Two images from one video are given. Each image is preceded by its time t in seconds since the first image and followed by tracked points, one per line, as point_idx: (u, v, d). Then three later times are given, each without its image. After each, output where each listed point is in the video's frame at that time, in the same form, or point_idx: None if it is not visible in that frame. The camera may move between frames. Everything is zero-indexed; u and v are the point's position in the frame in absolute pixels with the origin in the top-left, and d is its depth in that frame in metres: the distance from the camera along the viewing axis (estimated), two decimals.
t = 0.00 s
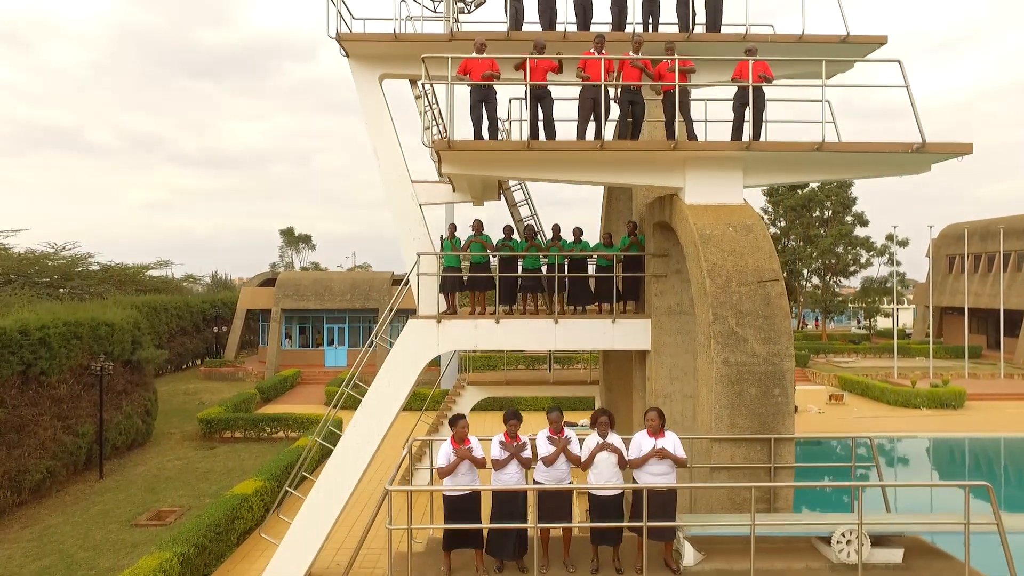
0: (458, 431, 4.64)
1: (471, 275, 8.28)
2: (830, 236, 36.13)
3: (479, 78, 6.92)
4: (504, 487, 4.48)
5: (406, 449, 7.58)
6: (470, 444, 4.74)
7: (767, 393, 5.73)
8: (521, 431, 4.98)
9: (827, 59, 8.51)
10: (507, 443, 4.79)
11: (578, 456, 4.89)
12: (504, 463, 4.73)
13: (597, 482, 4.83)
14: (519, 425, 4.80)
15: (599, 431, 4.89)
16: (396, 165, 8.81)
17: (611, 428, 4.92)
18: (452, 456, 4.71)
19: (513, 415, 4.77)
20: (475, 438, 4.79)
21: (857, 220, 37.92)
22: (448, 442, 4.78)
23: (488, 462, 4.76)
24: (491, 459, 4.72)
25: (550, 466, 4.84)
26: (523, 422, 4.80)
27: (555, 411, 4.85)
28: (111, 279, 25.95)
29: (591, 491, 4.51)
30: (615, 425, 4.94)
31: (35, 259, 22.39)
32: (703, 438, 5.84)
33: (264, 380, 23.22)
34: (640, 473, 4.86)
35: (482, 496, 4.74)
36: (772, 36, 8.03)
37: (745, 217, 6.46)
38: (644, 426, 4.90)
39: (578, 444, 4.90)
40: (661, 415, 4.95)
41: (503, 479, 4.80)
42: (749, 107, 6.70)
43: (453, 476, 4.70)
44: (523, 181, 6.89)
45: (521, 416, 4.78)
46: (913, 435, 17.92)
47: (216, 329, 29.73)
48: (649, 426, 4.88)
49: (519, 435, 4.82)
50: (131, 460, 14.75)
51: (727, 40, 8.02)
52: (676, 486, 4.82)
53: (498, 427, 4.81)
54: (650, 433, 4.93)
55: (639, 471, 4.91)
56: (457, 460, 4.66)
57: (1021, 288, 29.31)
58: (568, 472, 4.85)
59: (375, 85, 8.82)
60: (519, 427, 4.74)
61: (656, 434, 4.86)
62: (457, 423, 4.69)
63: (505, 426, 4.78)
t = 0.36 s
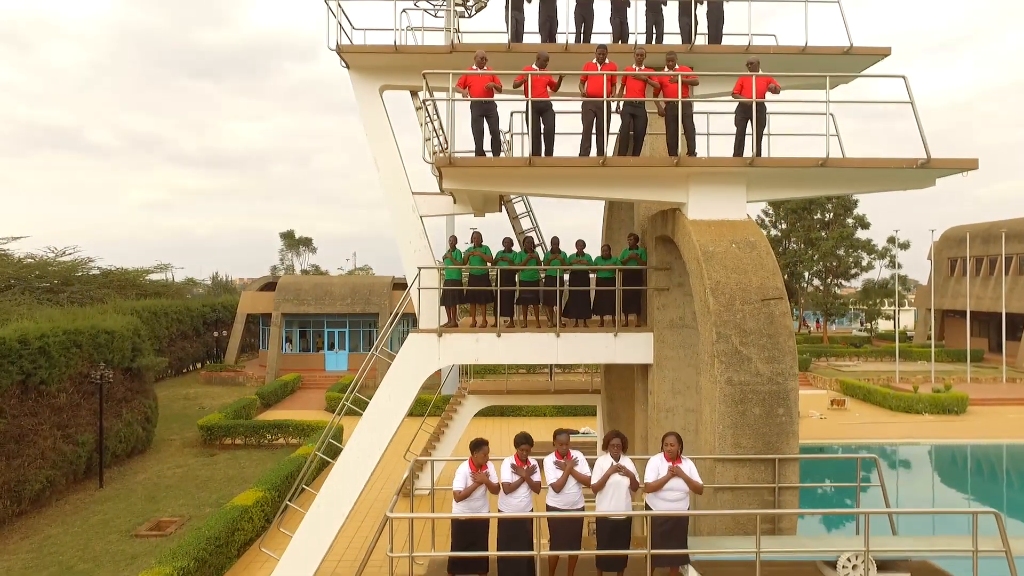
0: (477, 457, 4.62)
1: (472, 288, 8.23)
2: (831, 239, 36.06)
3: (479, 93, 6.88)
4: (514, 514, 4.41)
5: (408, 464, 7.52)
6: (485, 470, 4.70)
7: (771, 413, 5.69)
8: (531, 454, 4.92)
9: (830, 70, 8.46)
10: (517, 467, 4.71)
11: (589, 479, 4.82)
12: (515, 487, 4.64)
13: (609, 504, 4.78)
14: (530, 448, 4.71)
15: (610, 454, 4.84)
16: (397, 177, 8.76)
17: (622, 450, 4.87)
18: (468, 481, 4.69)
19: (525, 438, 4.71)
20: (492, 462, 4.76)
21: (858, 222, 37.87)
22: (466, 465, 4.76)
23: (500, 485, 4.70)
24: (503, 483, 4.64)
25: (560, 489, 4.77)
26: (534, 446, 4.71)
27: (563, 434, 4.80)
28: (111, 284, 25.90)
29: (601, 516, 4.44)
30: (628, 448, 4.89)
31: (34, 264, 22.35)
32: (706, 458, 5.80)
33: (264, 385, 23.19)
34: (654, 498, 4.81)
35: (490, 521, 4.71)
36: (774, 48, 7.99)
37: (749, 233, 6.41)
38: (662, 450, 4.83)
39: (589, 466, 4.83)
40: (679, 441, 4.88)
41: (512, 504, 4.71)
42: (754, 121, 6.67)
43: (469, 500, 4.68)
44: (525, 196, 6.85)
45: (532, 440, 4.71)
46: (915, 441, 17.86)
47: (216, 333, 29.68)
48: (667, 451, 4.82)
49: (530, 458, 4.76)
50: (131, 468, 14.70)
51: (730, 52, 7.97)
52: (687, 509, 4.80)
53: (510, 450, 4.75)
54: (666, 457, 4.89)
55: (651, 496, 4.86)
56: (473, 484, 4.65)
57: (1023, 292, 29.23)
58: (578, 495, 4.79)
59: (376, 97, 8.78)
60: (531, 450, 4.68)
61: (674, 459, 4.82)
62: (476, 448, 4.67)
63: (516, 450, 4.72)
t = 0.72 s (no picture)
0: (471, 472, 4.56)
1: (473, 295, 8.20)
2: (831, 240, 36.04)
3: (479, 101, 6.85)
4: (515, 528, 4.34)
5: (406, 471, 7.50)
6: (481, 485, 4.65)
7: (773, 424, 5.65)
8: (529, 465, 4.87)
9: (830, 76, 8.43)
10: (513, 479, 4.67)
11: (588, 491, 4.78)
12: (512, 501, 4.61)
13: (609, 518, 4.73)
14: (525, 460, 4.66)
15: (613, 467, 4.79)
16: (396, 182, 8.73)
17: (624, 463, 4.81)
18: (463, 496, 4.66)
19: (521, 449, 4.65)
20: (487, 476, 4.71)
21: (858, 224, 37.87)
22: (462, 479, 4.72)
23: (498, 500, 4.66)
24: (500, 498, 4.61)
25: (559, 502, 4.73)
26: (530, 458, 4.66)
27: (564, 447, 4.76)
28: (111, 286, 25.87)
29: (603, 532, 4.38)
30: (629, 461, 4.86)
31: (33, 267, 22.32)
32: (708, 470, 5.77)
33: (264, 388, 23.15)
34: (655, 510, 4.78)
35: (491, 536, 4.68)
36: (775, 54, 7.96)
37: (750, 242, 6.38)
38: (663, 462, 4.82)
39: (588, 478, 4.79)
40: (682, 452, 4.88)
41: (512, 516, 4.69)
42: (750, 131, 6.63)
43: (466, 515, 4.64)
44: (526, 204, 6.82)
45: (528, 451, 4.66)
46: (916, 444, 17.85)
47: (215, 334, 29.65)
48: (668, 463, 4.80)
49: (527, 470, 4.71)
50: (130, 472, 14.66)
51: (730, 58, 7.94)
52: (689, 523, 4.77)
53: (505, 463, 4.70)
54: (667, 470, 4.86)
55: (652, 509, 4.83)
56: (469, 499, 4.61)
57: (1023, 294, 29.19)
58: (579, 508, 4.74)
59: (376, 102, 8.75)
60: (527, 461, 4.62)
61: (675, 471, 4.79)
62: (475, 464, 4.59)
63: (512, 462, 4.67)
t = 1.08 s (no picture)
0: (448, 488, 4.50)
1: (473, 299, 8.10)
2: (832, 241, 35.97)
3: (480, 103, 6.76)
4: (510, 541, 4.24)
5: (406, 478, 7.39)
6: (464, 499, 4.57)
7: (777, 431, 5.56)
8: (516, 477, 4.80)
9: (834, 77, 8.33)
10: (499, 490, 4.60)
11: (578, 500, 4.69)
12: (497, 513, 4.53)
13: (603, 527, 4.63)
14: (509, 470, 4.60)
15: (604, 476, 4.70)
16: (395, 184, 8.63)
17: (615, 472, 4.72)
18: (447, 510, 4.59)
19: (504, 459, 4.59)
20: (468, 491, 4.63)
21: (859, 224, 37.79)
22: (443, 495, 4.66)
23: (483, 514, 4.57)
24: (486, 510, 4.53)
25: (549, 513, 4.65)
26: (514, 467, 4.60)
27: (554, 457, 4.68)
28: (109, 288, 25.76)
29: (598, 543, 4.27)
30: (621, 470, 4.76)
31: (32, 269, 22.23)
32: (712, 478, 5.68)
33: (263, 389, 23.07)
34: (649, 518, 4.67)
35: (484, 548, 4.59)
36: (777, 55, 7.87)
37: (754, 245, 6.30)
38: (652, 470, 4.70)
39: (578, 487, 4.72)
40: (668, 459, 4.78)
41: (504, 528, 4.60)
42: (752, 134, 6.54)
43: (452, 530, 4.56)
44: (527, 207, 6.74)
45: (512, 461, 4.59)
46: (918, 447, 17.75)
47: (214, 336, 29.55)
48: (657, 472, 4.70)
49: (513, 480, 4.64)
50: (128, 475, 14.58)
51: (733, 59, 7.85)
52: (685, 531, 4.67)
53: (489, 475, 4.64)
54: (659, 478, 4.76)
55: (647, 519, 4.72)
56: (450, 515, 4.53)
57: None
58: (572, 518, 4.64)
59: (375, 104, 8.66)
60: (510, 472, 4.56)
61: (666, 480, 4.69)
62: (448, 481, 4.53)
63: (496, 474, 4.61)
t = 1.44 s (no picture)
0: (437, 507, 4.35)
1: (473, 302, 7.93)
2: (834, 241, 35.81)
3: (483, 102, 6.59)
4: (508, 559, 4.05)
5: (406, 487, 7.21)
6: (453, 518, 4.42)
7: (787, 442, 5.39)
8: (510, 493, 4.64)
9: (842, 76, 8.15)
10: (492, 507, 4.44)
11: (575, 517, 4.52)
12: (490, 531, 4.37)
13: (602, 545, 4.46)
14: (501, 487, 4.47)
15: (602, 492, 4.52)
16: (394, 185, 8.45)
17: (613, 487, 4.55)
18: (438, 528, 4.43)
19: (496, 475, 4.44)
20: (457, 509, 4.48)
21: (861, 225, 37.64)
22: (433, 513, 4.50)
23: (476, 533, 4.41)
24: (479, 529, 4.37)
25: (547, 531, 4.48)
26: (506, 484, 4.47)
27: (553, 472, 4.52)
28: (107, 289, 25.57)
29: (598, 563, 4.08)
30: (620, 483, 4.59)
31: (28, 270, 22.06)
32: (719, 490, 5.50)
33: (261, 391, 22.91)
34: (648, 536, 4.49)
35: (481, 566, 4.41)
36: (784, 54, 7.70)
37: (761, 249, 6.13)
38: (646, 487, 4.54)
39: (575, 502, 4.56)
40: (662, 475, 4.60)
41: (502, 545, 4.45)
42: (761, 134, 6.37)
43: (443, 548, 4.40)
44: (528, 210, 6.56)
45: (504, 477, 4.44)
46: (922, 449, 17.60)
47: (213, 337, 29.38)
48: (653, 488, 4.54)
49: (507, 497, 4.48)
50: (124, 480, 14.40)
51: (739, 59, 7.67)
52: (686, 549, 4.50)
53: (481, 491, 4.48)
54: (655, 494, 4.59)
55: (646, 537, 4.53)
56: (441, 533, 4.37)
57: None
58: (569, 536, 4.48)
59: (374, 104, 8.48)
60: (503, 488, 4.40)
61: (662, 496, 4.52)
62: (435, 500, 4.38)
63: (489, 490, 4.46)
